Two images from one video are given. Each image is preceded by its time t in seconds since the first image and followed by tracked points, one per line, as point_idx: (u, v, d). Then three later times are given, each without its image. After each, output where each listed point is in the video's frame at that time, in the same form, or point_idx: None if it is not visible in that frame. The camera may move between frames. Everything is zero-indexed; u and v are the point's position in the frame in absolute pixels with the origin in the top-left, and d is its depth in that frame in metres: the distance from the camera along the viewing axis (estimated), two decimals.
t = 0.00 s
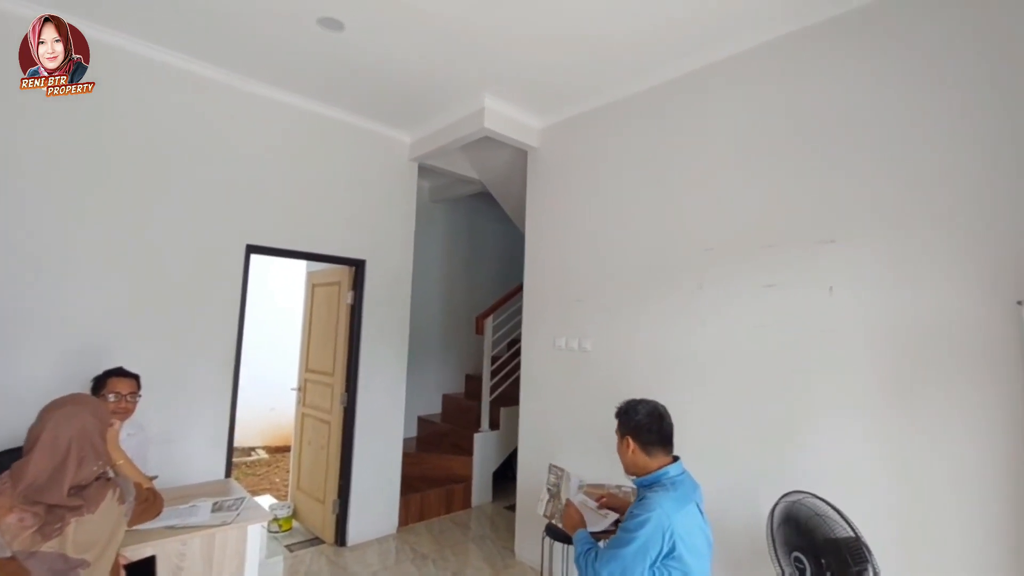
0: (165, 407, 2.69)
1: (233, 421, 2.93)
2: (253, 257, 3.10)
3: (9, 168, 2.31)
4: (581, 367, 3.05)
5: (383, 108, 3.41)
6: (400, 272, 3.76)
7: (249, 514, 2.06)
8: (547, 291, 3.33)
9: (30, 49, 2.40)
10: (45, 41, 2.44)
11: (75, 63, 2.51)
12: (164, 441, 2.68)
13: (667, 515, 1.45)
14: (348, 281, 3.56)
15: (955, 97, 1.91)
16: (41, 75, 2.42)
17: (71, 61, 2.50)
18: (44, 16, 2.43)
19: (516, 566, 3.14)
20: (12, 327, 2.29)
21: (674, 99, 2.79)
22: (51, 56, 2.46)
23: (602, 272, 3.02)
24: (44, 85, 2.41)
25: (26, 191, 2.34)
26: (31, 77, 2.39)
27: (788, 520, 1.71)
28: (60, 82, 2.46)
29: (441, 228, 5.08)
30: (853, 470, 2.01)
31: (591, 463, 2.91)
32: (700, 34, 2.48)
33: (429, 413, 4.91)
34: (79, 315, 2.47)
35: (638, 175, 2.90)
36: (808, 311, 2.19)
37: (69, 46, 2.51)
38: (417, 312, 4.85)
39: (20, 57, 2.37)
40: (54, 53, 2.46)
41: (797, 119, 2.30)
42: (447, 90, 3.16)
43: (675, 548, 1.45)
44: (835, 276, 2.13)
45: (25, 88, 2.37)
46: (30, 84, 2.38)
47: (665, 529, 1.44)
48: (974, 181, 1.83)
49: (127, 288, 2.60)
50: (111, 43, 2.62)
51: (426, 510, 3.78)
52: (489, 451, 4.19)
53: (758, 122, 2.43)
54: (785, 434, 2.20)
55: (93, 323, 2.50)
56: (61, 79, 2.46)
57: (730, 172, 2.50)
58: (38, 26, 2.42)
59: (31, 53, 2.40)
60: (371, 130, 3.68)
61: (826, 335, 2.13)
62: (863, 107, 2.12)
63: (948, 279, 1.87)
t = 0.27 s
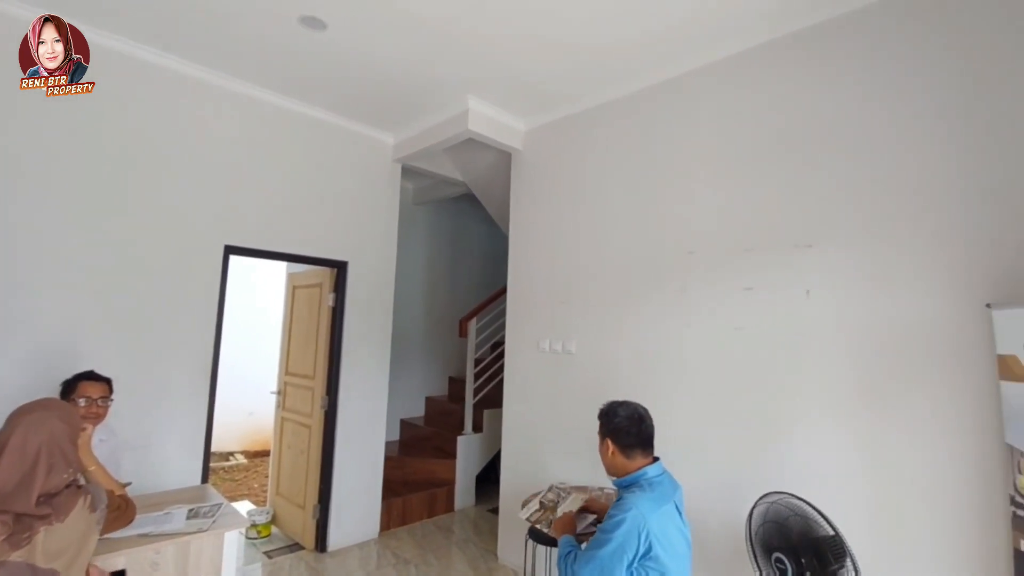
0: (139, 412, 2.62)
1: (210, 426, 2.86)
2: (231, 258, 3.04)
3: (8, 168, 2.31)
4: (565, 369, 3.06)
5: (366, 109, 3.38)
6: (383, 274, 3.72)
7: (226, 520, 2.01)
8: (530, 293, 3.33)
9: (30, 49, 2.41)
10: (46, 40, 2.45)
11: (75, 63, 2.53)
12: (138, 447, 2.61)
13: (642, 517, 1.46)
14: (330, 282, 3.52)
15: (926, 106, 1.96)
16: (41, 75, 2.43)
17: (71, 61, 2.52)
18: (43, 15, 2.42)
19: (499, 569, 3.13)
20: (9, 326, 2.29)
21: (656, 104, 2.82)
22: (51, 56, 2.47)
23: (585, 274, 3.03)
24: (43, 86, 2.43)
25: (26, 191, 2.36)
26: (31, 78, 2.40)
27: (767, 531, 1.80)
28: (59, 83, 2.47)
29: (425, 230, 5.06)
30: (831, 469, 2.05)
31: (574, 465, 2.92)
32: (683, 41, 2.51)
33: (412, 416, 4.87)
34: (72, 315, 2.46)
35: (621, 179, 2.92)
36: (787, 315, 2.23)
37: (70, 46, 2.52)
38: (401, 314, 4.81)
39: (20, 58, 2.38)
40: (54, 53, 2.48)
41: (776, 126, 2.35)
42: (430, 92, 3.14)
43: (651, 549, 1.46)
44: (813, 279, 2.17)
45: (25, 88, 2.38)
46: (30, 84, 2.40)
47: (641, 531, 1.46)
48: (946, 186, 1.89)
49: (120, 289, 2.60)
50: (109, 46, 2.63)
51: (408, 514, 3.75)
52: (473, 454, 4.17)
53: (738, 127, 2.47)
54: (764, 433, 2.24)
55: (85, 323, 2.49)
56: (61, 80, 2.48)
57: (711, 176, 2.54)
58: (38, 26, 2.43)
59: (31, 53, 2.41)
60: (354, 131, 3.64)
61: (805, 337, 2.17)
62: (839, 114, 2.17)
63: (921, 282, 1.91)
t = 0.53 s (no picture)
0: (114, 415, 2.55)
1: (188, 430, 2.80)
2: (211, 258, 2.99)
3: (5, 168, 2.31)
4: (549, 371, 3.06)
5: (351, 108, 3.36)
6: (366, 275, 3.69)
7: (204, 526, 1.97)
8: (515, 296, 3.33)
9: (31, 49, 2.42)
10: (47, 40, 2.45)
11: (76, 63, 2.53)
12: (112, 451, 2.54)
13: (620, 517, 1.47)
14: (312, 283, 3.48)
15: (901, 113, 2.01)
16: (42, 76, 2.43)
17: (71, 61, 2.52)
18: (44, 15, 2.41)
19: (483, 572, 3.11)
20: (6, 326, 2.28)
21: (640, 108, 2.84)
22: (54, 57, 2.48)
23: (570, 277, 3.04)
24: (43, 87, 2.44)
25: (25, 191, 2.36)
26: (31, 78, 2.40)
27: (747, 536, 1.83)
28: (60, 83, 2.47)
29: (409, 231, 5.03)
30: (811, 469, 2.08)
31: (559, 467, 2.92)
32: (667, 46, 2.54)
33: (396, 418, 4.83)
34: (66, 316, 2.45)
35: (606, 181, 2.94)
36: (768, 318, 2.26)
37: (73, 46, 2.53)
38: (385, 316, 4.77)
39: (20, 58, 2.39)
40: (56, 53, 2.48)
41: (757, 131, 2.38)
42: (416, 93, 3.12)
43: (631, 549, 1.47)
44: (793, 282, 2.21)
45: (25, 88, 2.38)
46: (31, 84, 2.40)
47: (620, 531, 1.46)
48: (920, 192, 1.93)
49: (103, 289, 2.56)
50: (97, 46, 2.60)
51: (392, 517, 3.71)
52: (457, 456, 4.15)
53: (720, 131, 2.50)
54: (745, 434, 2.26)
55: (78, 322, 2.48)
56: (62, 80, 2.48)
57: (694, 180, 2.56)
58: (38, 26, 2.42)
59: (31, 53, 2.42)
60: (338, 130, 3.61)
61: (785, 339, 2.20)
62: (818, 120, 2.21)
63: (897, 286, 1.95)
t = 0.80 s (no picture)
0: (84, 420, 2.48)
1: (163, 435, 2.74)
2: (188, 258, 2.92)
3: None
4: (532, 374, 3.05)
5: (333, 109, 3.32)
6: (348, 277, 3.65)
7: (178, 533, 1.92)
8: (499, 298, 3.32)
9: (31, 49, 2.41)
10: (47, 40, 2.44)
11: (76, 63, 2.53)
12: (83, 457, 2.47)
13: (595, 517, 1.48)
14: (292, 285, 3.43)
15: (876, 121, 2.05)
16: (42, 76, 2.44)
17: (71, 61, 2.52)
18: (44, 14, 2.39)
19: None
20: (6, 325, 2.29)
21: (623, 112, 2.86)
22: (54, 57, 2.47)
23: (553, 279, 3.05)
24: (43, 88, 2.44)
25: (25, 192, 2.36)
26: (31, 78, 2.40)
27: (722, 534, 1.86)
28: (60, 83, 2.47)
29: (392, 233, 4.99)
30: (788, 470, 2.11)
31: (541, 470, 2.91)
32: (650, 51, 2.56)
33: (378, 421, 4.79)
34: (58, 317, 2.43)
35: (589, 184, 2.95)
36: (747, 320, 2.29)
37: (73, 46, 2.52)
38: (367, 318, 4.73)
39: (20, 58, 2.39)
40: (56, 52, 2.47)
41: (738, 136, 2.42)
42: (399, 94, 3.11)
43: (606, 549, 1.48)
44: (771, 286, 2.24)
45: (25, 89, 2.38)
46: (30, 84, 2.40)
47: (595, 532, 1.47)
48: (893, 198, 1.98)
49: (75, 290, 2.48)
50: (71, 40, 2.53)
51: (373, 522, 3.67)
52: (439, 460, 4.13)
53: (701, 136, 2.53)
54: (725, 435, 2.29)
55: (73, 321, 2.47)
56: (62, 80, 2.49)
57: (676, 184, 2.59)
58: (38, 26, 2.41)
59: (31, 53, 2.42)
60: (319, 130, 3.57)
61: (763, 342, 2.24)
62: (796, 126, 2.25)
63: (871, 289, 2.00)
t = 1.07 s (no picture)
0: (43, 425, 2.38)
1: (128, 441, 2.65)
2: (155, 259, 2.84)
3: None
4: (509, 376, 3.05)
5: (309, 108, 3.28)
6: (322, 278, 3.59)
7: (142, 543, 1.86)
8: (476, 300, 3.31)
9: (30, 48, 2.41)
10: (47, 40, 2.43)
11: (76, 64, 2.54)
12: (42, 464, 2.37)
13: (568, 520, 1.48)
14: (265, 286, 3.36)
15: (843, 128, 2.11)
16: (42, 75, 2.44)
17: (71, 61, 2.52)
18: (43, 15, 2.36)
19: None
20: None
21: (600, 116, 2.89)
22: (54, 57, 2.47)
23: (529, 281, 3.05)
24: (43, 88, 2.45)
25: None
26: (31, 78, 2.42)
27: (696, 537, 1.88)
28: (60, 83, 2.49)
29: (369, 234, 4.93)
30: (757, 469, 2.15)
31: (517, 472, 2.91)
32: (627, 57, 2.59)
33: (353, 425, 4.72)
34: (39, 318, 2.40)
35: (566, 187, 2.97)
36: (719, 323, 2.33)
37: (73, 46, 2.52)
38: (342, 320, 4.66)
39: (18, 57, 2.39)
40: (55, 52, 2.46)
41: (711, 142, 2.45)
42: (376, 94, 3.08)
43: (579, 551, 1.48)
44: (742, 288, 2.28)
45: (25, 88, 2.40)
46: (30, 84, 2.41)
47: (567, 533, 1.47)
48: (859, 204, 2.03)
49: (36, 291, 2.39)
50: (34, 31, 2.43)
51: (346, 527, 3.61)
52: (415, 463, 4.09)
53: (676, 141, 2.57)
54: (697, 436, 2.32)
55: (48, 321, 2.42)
56: (61, 80, 2.49)
57: (651, 188, 2.62)
58: (38, 26, 2.39)
59: (31, 53, 2.42)
60: (295, 129, 3.51)
61: (735, 344, 2.28)
62: (767, 133, 2.30)
63: (837, 293, 2.05)
